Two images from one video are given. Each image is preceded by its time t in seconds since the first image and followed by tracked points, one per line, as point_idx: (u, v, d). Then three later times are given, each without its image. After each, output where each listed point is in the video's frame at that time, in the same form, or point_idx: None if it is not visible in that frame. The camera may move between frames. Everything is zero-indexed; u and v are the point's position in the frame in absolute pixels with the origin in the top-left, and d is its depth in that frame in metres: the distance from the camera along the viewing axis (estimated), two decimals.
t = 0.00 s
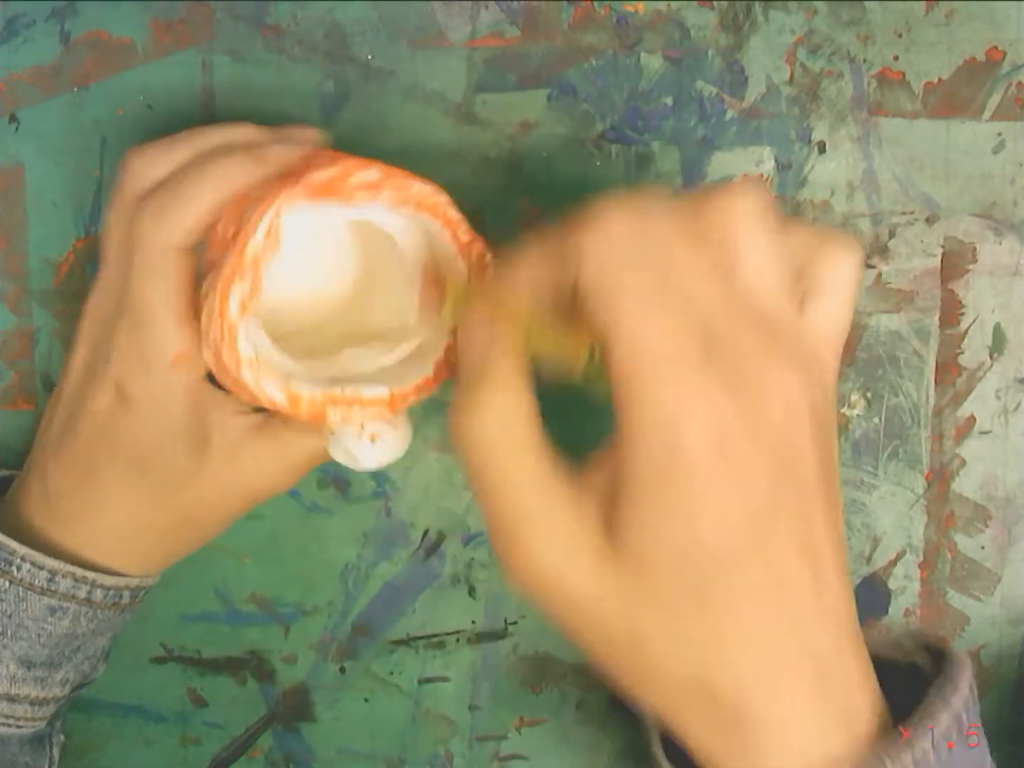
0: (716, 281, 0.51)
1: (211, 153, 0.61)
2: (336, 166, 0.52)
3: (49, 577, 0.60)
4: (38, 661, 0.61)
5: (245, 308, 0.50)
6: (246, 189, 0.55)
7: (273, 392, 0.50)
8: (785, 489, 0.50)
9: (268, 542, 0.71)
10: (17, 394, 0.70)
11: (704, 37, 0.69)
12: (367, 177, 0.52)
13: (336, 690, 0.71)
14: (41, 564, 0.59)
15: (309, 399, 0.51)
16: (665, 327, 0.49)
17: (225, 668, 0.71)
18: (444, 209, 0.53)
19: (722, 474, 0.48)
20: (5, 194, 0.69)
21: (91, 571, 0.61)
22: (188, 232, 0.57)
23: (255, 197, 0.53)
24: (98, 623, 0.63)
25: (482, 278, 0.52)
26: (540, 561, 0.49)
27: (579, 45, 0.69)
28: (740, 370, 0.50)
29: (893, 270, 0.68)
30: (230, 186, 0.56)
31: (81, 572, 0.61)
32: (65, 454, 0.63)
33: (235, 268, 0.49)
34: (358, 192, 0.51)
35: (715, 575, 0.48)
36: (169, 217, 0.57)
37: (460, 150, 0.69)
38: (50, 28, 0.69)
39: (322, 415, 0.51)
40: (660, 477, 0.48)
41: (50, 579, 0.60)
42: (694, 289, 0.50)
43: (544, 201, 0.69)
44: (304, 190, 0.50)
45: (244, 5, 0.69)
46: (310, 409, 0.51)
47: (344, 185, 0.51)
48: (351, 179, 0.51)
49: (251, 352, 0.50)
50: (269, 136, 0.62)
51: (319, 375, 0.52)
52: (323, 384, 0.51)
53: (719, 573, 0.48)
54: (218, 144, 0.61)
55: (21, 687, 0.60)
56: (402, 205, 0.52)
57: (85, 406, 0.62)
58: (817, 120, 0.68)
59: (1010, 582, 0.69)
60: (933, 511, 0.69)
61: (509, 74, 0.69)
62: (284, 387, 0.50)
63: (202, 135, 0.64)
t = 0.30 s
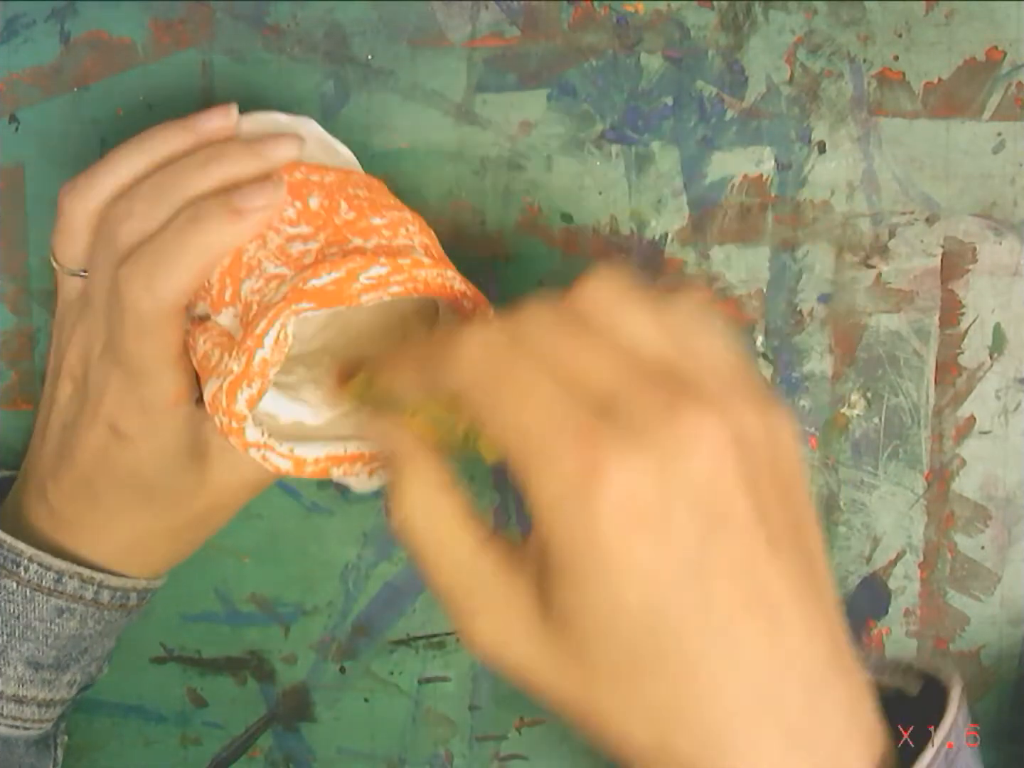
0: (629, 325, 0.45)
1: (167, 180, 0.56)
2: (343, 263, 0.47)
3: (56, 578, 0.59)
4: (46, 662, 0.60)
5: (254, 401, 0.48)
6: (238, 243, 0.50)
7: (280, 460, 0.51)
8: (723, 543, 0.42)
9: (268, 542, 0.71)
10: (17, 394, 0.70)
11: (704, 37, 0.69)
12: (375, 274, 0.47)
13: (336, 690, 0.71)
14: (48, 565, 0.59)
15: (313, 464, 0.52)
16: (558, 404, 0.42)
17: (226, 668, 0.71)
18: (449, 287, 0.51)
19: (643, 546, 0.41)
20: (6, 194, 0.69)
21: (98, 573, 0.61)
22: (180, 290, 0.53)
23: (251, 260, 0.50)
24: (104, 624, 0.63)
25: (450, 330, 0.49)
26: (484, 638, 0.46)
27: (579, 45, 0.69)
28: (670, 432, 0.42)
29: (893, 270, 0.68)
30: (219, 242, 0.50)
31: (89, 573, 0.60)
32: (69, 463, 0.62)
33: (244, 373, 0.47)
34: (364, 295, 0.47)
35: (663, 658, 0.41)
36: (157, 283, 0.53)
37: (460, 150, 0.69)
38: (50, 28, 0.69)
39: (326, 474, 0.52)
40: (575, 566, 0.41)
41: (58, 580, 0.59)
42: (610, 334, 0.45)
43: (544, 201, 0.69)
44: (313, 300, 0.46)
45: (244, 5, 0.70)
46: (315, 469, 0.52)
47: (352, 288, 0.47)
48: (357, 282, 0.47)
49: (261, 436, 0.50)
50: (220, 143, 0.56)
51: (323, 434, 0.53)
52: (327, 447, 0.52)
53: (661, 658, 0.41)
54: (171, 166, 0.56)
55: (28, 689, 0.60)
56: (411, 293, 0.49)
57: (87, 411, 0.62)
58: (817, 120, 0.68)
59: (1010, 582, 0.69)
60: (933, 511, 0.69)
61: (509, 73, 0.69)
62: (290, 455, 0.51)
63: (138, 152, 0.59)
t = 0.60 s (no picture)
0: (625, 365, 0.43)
1: (148, 170, 0.56)
2: (290, 253, 0.48)
3: (52, 579, 0.59)
4: (41, 663, 0.60)
5: (197, 388, 0.51)
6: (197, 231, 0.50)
7: (230, 448, 0.53)
8: (700, 592, 0.40)
9: (268, 542, 0.71)
10: (17, 394, 0.70)
11: (704, 37, 0.69)
12: (323, 267, 0.48)
13: (336, 691, 0.71)
14: (44, 566, 0.59)
15: (267, 453, 0.53)
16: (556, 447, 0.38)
17: (226, 668, 0.71)
18: (405, 285, 0.51)
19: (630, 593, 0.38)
20: (5, 194, 0.69)
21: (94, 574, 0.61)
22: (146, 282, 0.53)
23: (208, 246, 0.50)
24: (100, 624, 0.63)
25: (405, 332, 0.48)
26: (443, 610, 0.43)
27: (579, 45, 0.69)
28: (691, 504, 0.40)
29: (893, 270, 0.68)
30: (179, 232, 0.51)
31: (85, 574, 0.60)
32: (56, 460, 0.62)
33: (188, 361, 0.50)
34: (311, 286, 0.48)
35: (614, 693, 0.39)
36: (120, 277, 0.53)
37: (460, 150, 0.69)
38: (50, 28, 0.69)
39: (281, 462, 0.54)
40: (559, 592, 0.38)
41: (53, 581, 0.59)
42: (602, 370, 0.42)
43: (544, 201, 0.69)
44: (255, 289, 0.48)
45: (244, 5, 0.70)
46: (269, 458, 0.54)
47: (298, 279, 0.48)
48: (302, 274, 0.48)
49: (211, 423, 0.52)
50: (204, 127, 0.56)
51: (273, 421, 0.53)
52: (281, 438, 0.53)
53: (632, 695, 0.39)
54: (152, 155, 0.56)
55: (24, 689, 0.60)
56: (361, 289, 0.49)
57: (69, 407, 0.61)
58: (817, 120, 0.68)
59: (1010, 582, 0.68)
60: (933, 511, 0.68)
61: (509, 73, 0.69)
62: (241, 444, 0.53)
63: (136, 135, 0.59)
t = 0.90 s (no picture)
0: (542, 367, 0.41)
1: (145, 169, 0.57)
2: (280, 246, 0.47)
3: (50, 578, 0.59)
4: (39, 663, 0.60)
5: (189, 380, 0.50)
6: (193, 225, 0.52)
7: (225, 444, 0.52)
8: (613, 576, 0.38)
9: (268, 542, 0.71)
10: (17, 393, 0.70)
11: (704, 37, 0.69)
12: (310, 261, 0.47)
13: (336, 691, 0.71)
14: (42, 566, 0.59)
15: (262, 451, 0.53)
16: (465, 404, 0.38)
17: (226, 668, 0.71)
18: (398, 282, 0.49)
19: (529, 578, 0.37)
20: (5, 194, 0.69)
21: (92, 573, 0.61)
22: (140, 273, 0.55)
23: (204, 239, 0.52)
24: (98, 624, 0.63)
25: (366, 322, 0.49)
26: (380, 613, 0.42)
27: (579, 45, 0.69)
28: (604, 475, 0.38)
29: (893, 270, 0.68)
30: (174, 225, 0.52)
31: (83, 574, 0.61)
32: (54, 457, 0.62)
33: (177, 354, 0.49)
34: (297, 281, 0.47)
35: (534, 675, 0.38)
36: (115, 270, 0.55)
37: (460, 150, 0.69)
38: (50, 28, 0.69)
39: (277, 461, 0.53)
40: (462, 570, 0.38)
41: (52, 581, 0.59)
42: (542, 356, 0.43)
43: (544, 201, 0.69)
44: (242, 282, 0.47)
45: (244, 5, 0.70)
46: (264, 457, 0.53)
47: (284, 274, 0.47)
48: (289, 267, 0.47)
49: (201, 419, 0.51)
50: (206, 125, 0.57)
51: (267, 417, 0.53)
52: (275, 433, 0.53)
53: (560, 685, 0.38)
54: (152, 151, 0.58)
55: (22, 689, 0.60)
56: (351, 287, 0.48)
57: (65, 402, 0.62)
58: (817, 120, 0.68)
59: (1011, 582, 0.68)
60: (933, 511, 0.68)
61: (509, 73, 0.69)
62: (235, 440, 0.52)
63: (134, 135, 0.60)
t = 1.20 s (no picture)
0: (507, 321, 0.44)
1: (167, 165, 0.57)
2: (309, 234, 0.46)
3: (52, 578, 0.59)
4: (41, 662, 0.60)
5: (212, 368, 0.48)
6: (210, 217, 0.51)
7: (244, 437, 0.50)
8: (568, 532, 0.40)
9: (268, 542, 0.71)
10: (17, 394, 0.70)
11: (704, 37, 0.69)
12: (340, 250, 0.46)
13: (336, 691, 0.71)
14: (44, 566, 0.59)
15: (279, 444, 0.50)
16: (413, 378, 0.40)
17: (226, 668, 0.71)
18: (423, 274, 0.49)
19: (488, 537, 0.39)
20: (5, 194, 0.69)
21: (94, 573, 0.61)
22: (166, 269, 0.54)
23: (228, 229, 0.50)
24: (100, 623, 0.63)
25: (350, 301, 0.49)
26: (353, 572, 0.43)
27: (579, 45, 0.69)
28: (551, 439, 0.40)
29: (893, 270, 0.68)
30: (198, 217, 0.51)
31: (84, 574, 0.61)
32: (64, 454, 0.62)
33: (202, 340, 0.47)
34: (329, 270, 0.46)
35: (498, 635, 0.39)
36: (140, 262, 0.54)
37: (460, 150, 0.69)
38: (50, 28, 0.69)
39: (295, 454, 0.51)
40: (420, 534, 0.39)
41: (53, 581, 0.59)
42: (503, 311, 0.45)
43: (544, 201, 0.69)
44: (273, 270, 0.46)
45: (244, 5, 0.70)
46: (282, 450, 0.51)
47: (314, 263, 0.46)
48: (321, 255, 0.46)
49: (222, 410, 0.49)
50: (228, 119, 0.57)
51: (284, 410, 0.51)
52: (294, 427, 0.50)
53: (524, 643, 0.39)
54: (176, 145, 0.58)
55: (24, 689, 0.60)
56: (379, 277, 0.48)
57: (80, 396, 0.62)
58: (817, 120, 0.68)
59: (1011, 582, 0.68)
60: (933, 511, 0.68)
61: (509, 73, 0.69)
62: (255, 432, 0.50)
63: (154, 134, 0.60)
